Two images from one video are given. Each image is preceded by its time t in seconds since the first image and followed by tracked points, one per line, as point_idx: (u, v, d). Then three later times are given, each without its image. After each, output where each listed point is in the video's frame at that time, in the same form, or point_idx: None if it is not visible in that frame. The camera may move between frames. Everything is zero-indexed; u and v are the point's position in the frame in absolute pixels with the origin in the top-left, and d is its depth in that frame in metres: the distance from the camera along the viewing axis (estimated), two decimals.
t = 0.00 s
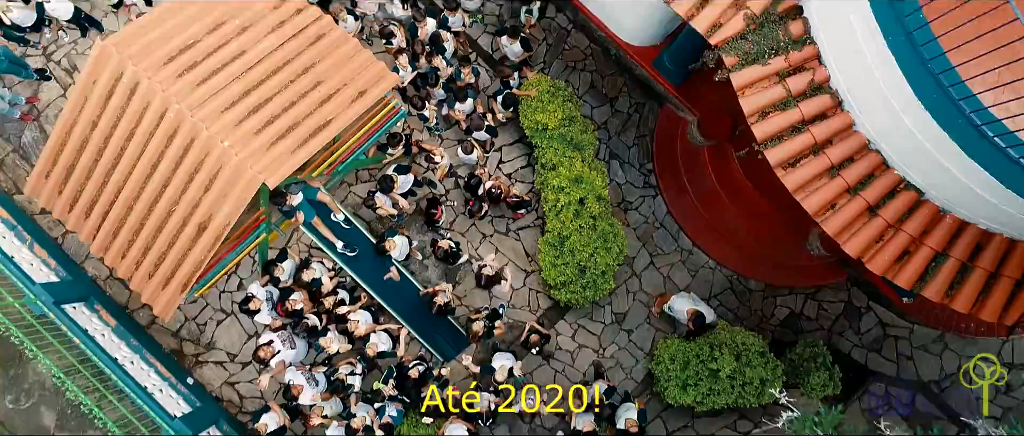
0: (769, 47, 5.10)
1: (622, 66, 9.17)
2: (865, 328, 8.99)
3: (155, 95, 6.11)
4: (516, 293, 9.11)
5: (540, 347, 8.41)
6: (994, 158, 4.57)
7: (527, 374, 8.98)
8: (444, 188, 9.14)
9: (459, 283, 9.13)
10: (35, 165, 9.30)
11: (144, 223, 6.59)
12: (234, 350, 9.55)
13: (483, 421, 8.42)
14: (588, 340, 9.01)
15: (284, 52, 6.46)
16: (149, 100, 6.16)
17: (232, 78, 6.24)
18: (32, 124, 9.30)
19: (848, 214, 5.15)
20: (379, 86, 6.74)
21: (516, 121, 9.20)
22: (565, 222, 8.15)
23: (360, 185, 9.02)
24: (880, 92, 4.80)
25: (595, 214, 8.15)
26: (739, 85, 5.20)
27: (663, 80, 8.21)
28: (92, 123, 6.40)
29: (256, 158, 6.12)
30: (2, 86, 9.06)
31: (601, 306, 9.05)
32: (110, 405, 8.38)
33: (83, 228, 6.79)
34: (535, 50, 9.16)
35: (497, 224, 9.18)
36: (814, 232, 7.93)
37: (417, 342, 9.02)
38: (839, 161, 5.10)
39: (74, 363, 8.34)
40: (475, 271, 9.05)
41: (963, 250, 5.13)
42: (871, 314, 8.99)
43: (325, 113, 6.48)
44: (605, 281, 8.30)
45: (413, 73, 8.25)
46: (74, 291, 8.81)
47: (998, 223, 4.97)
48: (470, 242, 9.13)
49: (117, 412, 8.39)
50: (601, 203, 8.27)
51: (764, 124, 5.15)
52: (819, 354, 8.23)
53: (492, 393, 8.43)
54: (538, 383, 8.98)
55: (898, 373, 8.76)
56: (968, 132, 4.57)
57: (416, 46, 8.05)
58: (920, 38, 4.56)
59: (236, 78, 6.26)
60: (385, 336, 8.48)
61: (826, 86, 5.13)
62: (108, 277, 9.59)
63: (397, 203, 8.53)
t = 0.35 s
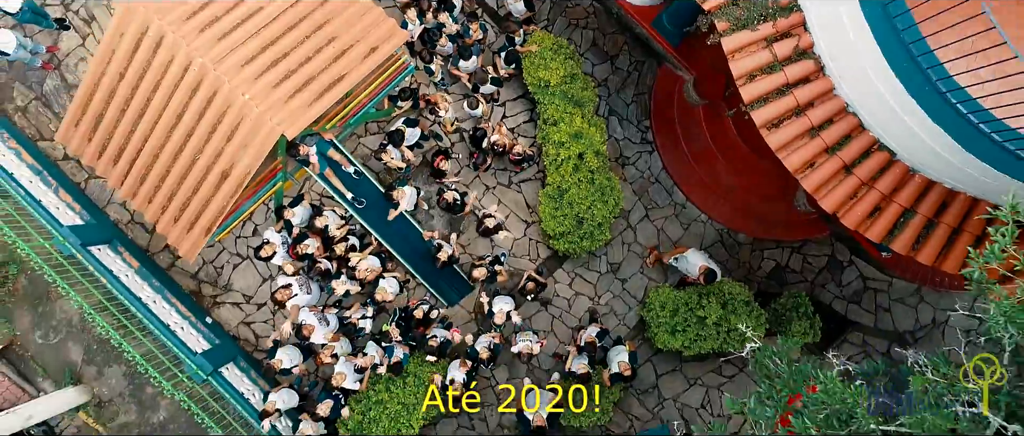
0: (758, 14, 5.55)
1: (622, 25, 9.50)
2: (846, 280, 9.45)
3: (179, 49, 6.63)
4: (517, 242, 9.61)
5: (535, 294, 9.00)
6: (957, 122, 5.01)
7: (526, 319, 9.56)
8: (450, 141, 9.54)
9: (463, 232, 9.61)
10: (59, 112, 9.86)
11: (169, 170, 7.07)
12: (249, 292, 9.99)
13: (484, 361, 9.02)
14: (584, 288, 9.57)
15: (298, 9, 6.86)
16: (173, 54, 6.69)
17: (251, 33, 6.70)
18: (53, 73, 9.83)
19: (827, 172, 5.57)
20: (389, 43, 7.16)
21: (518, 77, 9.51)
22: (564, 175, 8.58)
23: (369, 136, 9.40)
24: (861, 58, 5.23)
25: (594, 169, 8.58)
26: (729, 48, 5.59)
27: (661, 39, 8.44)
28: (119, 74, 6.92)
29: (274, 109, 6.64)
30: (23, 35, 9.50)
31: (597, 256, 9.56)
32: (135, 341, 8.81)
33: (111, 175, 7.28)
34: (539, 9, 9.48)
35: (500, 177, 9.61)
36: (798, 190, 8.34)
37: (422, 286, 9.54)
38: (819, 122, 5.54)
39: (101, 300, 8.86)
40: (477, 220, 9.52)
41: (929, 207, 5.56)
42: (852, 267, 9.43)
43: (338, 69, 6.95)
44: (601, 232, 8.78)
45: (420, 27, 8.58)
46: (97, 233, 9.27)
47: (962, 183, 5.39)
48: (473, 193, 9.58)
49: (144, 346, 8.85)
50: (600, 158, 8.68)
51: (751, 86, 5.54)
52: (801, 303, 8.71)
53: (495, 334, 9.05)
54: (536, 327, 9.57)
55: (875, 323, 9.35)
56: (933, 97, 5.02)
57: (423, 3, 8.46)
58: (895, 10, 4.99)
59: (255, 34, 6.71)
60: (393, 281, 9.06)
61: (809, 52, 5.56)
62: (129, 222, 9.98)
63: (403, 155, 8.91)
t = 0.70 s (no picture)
0: (743, 24, 5.96)
1: (622, 27, 9.90)
2: (829, 275, 9.89)
3: (203, 42, 7.11)
4: (516, 232, 10.07)
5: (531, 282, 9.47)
6: (921, 129, 5.41)
7: (522, 306, 10.03)
8: (454, 134, 9.98)
9: (464, 222, 10.08)
10: (80, 98, 10.36)
11: (190, 155, 7.55)
12: (259, 274, 10.45)
13: (481, 344, 9.48)
14: (578, 278, 10.03)
15: (315, 7, 7.37)
16: (196, 47, 7.17)
17: (271, 28, 7.22)
18: (75, 61, 10.33)
19: (802, 172, 6.06)
20: (399, 41, 7.64)
21: (521, 74, 9.94)
22: (562, 170, 9.01)
23: (377, 128, 9.85)
24: (834, 66, 5.64)
25: (589, 164, 9.03)
26: (716, 55, 6.05)
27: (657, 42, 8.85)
28: (145, 65, 7.40)
29: (291, 102, 7.09)
30: (48, 23, 9.99)
31: (591, 248, 10.02)
32: (152, 319, 9.32)
33: (134, 159, 7.77)
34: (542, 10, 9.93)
35: (501, 170, 10.07)
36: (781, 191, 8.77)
37: (424, 273, 10.00)
38: (797, 125, 5.99)
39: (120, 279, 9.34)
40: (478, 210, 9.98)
41: (897, 206, 6.00)
42: (835, 263, 9.88)
43: (351, 64, 7.44)
44: (596, 224, 9.22)
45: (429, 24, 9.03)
46: (116, 215, 9.75)
47: (927, 185, 5.82)
48: (475, 185, 10.04)
49: (159, 324, 9.36)
50: (596, 154, 9.12)
51: (736, 90, 6.00)
52: (784, 297, 9.11)
53: (490, 320, 9.43)
54: (532, 313, 10.04)
55: (855, 317, 9.80)
56: (899, 105, 5.41)
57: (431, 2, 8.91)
58: (865, 24, 5.37)
59: (274, 30, 7.22)
60: (397, 268, 9.42)
61: (790, 60, 5.97)
62: (146, 205, 10.43)
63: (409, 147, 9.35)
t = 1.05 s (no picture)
0: (730, 37, 6.44)
1: (621, 35, 10.40)
2: (811, 277, 10.40)
3: (227, 40, 7.61)
4: (515, 228, 10.56)
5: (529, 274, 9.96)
6: (886, 139, 5.90)
7: (519, 298, 10.50)
8: (458, 133, 10.47)
9: (465, 217, 10.55)
10: (102, 89, 10.85)
11: (211, 144, 8.05)
12: (268, 261, 10.93)
13: (478, 333, 9.98)
14: (573, 273, 10.51)
15: (332, 10, 7.88)
16: (220, 45, 7.67)
17: (291, 29, 7.72)
18: (98, 53, 10.82)
19: (780, 176, 6.57)
20: (409, 44, 8.15)
21: (523, 78, 10.43)
22: (560, 169, 9.50)
23: (385, 125, 10.35)
24: (810, 79, 6.13)
25: (586, 164, 9.51)
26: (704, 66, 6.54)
27: (653, 50, 9.32)
28: (171, 60, 7.93)
29: (307, 98, 7.59)
30: (74, 17, 10.48)
31: (586, 245, 10.51)
32: (167, 300, 9.72)
33: (158, 148, 8.31)
34: (545, 16, 10.42)
35: (502, 168, 10.55)
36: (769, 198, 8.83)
37: (426, 265, 10.50)
38: (777, 133, 6.47)
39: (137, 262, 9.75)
40: (479, 206, 10.46)
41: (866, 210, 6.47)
42: (818, 266, 10.37)
43: (365, 64, 7.94)
44: (590, 222, 9.72)
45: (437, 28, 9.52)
46: (134, 201, 10.22)
47: (895, 191, 6.29)
48: (477, 182, 10.51)
49: (174, 304, 9.80)
50: (592, 155, 9.61)
51: (721, 99, 6.50)
52: (768, 297, 9.56)
53: (488, 311, 9.92)
54: (528, 306, 10.51)
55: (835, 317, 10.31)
56: (868, 117, 5.91)
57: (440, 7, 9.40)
58: (839, 42, 5.85)
59: (293, 30, 7.72)
60: (400, 260, 9.85)
61: (772, 72, 6.45)
62: (162, 192, 10.91)
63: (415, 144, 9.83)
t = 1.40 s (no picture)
0: (717, 53, 6.96)
1: (620, 44, 10.94)
2: (796, 279, 10.91)
3: (249, 41, 8.15)
4: (514, 225, 11.09)
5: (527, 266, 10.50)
6: (858, 152, 6.30)
7: (516, 292, 11.02)
8: (462, 133, 11.00)
9: (467, 214, 11.07)
10: (124, 81, 11.38)
11: (230, 138, 8.56)
12: (277, 251, 11.47)
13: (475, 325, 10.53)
14: (568, 270, 11.04)
15: (348, 16, 8.45)
16: (243, 45, 8.21)
17: (309, 31, 8.26)
18: (121, 47, 11.34)
19: (760, 183, 7.09)
20: (419, 49, 8.71)
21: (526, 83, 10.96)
22: (559, 171, 10.02)
23: (392, 124, 10.90)
24: (789, 94, 6.58)
25: (583, 167, 10.03)
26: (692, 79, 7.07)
27: (649, 60, 9.84)
28: (195, 58, 8.45)
29: (323, 96, 8.10)
30: (100, 12, 11.00)
31: (581, 244, 11.03)
32: (184, 284, 10.07)
33: (181, 139, 8.82)
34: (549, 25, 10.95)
35: (503, 168, 11.09)
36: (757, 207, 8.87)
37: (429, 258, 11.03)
38: (758, 142, 7.00)
39: (154, 247, 10.13)
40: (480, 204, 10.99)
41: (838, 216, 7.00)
42: (801, 269, 10.89)
43: (377, 67, 8.47)
44: (586, 221, 10.25)
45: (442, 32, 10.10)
46: (150, 190, 10.68)
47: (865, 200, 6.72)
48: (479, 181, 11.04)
49: (189, 287, 10.15)
50: (589, 158, 10.14)
51: (708, 110, 7.04)
52: (753, 297, 10.02)
53: (486, 302, 10.44)
54: (524, 300, 11.03)
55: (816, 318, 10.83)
56: (840, 131, 6.32)
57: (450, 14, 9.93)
58: (814, 61, 6.28)
59: (312, 34, 8.27)
60: (403, 252, 10.40)
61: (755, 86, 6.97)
62: (178, 182, 11.43)
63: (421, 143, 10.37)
